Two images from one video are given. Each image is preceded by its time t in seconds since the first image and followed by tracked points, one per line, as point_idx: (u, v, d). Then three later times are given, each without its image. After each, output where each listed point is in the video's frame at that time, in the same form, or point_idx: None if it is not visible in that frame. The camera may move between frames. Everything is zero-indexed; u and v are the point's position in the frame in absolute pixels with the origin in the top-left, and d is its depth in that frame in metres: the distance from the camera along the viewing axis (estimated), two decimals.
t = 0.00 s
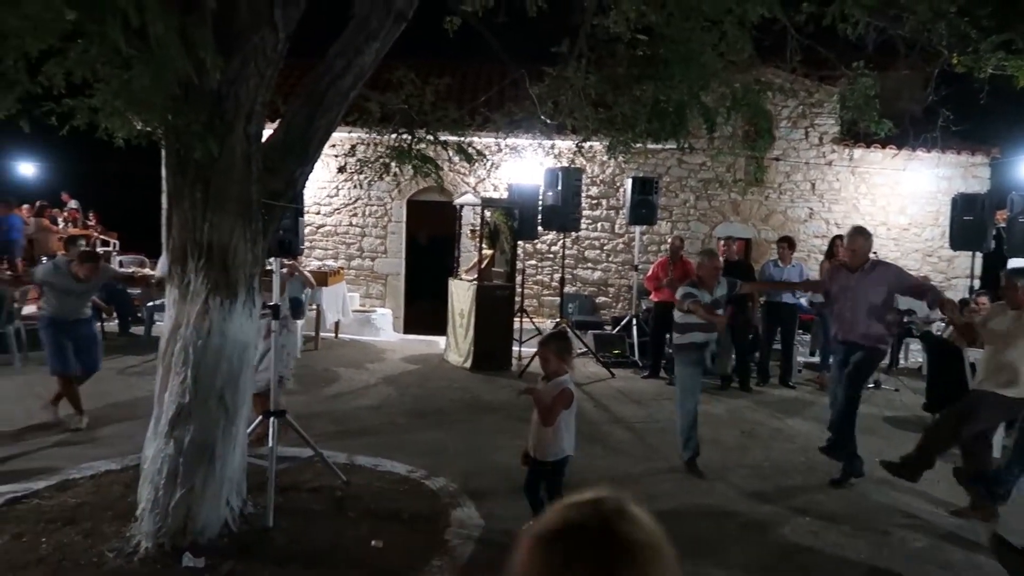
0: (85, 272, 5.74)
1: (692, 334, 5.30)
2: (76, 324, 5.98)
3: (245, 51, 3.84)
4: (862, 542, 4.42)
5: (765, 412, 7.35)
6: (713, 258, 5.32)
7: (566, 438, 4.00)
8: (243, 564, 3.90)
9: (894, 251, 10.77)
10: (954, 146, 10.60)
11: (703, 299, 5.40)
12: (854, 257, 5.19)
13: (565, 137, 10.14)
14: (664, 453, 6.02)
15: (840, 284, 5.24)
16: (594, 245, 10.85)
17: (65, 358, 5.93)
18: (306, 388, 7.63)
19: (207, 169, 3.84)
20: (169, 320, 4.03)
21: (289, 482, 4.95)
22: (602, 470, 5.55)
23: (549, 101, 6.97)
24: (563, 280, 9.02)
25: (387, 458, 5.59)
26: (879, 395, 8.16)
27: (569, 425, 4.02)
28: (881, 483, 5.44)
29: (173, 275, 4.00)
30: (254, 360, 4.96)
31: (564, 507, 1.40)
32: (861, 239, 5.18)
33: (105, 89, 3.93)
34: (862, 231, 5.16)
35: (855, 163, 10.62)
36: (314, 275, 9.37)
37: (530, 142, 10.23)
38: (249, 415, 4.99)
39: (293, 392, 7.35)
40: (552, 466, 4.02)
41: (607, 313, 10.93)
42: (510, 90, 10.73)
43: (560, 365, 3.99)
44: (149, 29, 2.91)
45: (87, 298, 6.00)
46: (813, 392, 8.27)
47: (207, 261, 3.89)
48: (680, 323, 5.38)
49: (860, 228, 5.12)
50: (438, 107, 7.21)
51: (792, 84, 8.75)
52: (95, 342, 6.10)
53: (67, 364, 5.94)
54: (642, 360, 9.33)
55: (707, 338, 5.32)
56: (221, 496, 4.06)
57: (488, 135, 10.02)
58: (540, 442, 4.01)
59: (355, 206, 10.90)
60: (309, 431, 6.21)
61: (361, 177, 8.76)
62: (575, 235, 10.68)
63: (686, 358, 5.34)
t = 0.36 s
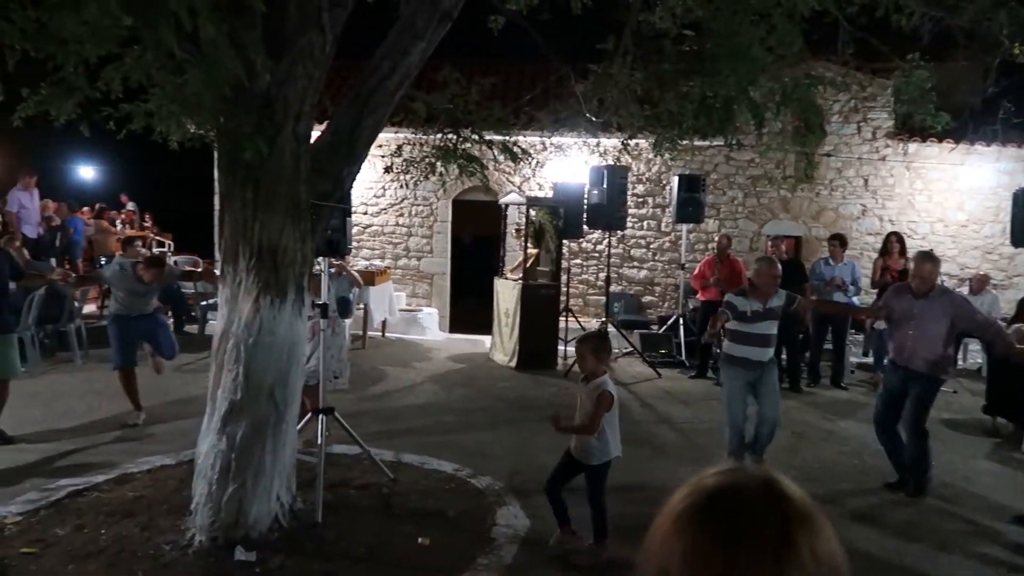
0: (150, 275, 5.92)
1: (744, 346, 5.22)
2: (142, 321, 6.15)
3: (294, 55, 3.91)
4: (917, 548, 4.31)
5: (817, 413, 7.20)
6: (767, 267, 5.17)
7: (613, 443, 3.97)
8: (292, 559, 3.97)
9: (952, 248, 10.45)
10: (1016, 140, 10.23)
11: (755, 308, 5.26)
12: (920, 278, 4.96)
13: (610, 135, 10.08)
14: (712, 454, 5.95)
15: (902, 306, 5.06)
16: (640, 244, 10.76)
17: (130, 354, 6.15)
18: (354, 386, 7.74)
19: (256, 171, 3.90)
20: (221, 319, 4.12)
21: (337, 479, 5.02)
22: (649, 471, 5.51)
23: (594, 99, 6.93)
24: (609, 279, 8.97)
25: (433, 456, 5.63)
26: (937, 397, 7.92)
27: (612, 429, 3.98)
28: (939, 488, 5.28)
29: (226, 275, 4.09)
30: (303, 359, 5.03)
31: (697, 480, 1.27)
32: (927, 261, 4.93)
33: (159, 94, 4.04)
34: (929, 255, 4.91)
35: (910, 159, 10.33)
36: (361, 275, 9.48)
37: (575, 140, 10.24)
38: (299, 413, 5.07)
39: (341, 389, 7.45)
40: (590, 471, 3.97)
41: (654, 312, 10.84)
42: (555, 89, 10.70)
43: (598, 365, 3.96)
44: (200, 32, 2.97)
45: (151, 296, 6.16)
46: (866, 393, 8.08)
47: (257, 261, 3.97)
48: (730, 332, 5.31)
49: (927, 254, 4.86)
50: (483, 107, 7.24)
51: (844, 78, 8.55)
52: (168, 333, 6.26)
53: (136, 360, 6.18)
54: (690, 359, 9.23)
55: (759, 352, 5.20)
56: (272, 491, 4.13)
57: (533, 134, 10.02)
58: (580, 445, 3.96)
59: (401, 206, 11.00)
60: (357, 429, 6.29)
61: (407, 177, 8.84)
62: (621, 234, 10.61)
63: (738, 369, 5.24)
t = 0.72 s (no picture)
0: (217, 280, 6.13)
1: (819, 354, 5.04)
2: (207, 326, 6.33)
3: (345, 64, 3.98)
4: (978, 565, 4.16)
5: (872, 424, 7.01)
6: (832, 268, 5.07)
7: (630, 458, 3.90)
8: (340, 561, 4.02)
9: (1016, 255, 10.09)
10: None
11: (822, 308, 5.09)
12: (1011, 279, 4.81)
13: (658, 141, 10.00)
14: (762, 464, 5.85)
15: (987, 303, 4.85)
16: (689, 250, 10.64)
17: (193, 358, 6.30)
18: (401, 390, 7.81)
19: (308, 177, 3.98)
20: (272, 323, 4.20)
21: (385, 482, 5.07)
22: (696, 480, 5.44)
23: (642, 105, 6.89)
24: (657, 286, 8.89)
25: (480, 461, 5.64)
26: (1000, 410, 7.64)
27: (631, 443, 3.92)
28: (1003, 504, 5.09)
29: (277, 279, 4.17)
30: (352, 362, 5.09)
31: (785, 506, 1.14)
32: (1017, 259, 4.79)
33: (216, 103, 4.15)
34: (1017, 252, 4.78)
35: (971, 163, 10.01)
36: (410, 280, 9.59)
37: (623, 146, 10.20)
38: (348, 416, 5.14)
39: (389, 394, 7.53)
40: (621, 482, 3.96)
41: (702, 320, 10.70)
42: (603, 95, 10.67)
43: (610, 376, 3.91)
44: (255, 44, 3.05)
45: (220, 303, 6.34)
46: (924, 404, 7.84)
47: (309, 266, 4.04)
48: (799, 338, 5.15)
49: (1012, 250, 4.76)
50: (530, 113, 7.25)
51: (902, 80, 8.33)
52: (230, 340, 6.42)
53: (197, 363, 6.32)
54: (740, 368, 9.08)
55: (836, 356, 5.03)
56: (321, 493, 4.19)
57: (581, 140, 10.01)
58: (601, 456, 3.91)
59: (450, 213, 11.08)
60: (405, 434, 6.35)
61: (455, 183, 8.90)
62: (669, 241, 10.51)
63: (819, 381, 5.06)
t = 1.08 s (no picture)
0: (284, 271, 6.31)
1: (890, 364, 4.91)
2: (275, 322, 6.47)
3: (402, 70, 4.03)
4: None
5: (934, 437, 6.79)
6: (902, 273, 4.92)
7: (648, 471, 3.76)
8: (392, 560, 4.07)
9: None
10: None
11: (892, 315, 4.93)
12: None
13: (713, 144, 9.87)
14: (818, 476, 5.71)
15: None
16: (744, 255, 10.47)
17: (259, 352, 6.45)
18: (452, 392, 7.87)
19: (365, 181, 4.05)
20: (328, 324, 4.27)
21: (436, 484, 5.11)
22: (750, 491, 5.34)
23: (698, 109, 6.82)
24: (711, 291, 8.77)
25: (530, 465, 5.65)
26: None
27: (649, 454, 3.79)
28: None
29: (334, 281, 4.25)
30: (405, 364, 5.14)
31: (787, 515, 1.16)
32: None
33: (276, 109, 4.26)
34: None
35: None
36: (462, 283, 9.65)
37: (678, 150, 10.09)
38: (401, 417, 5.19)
39: (441, 396, 7.59)
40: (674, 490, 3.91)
41: (757, 327, 10.52)
42: (657, 99, 10.59)
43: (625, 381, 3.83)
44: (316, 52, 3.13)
45: (288, 298, 6.48)
46: (990, 418, 7.57)
47: (364, 268, 4.10)
48: (867, 345, 5.01)
49: None
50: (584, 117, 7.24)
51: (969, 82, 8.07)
52: (293, 340, 6.52)
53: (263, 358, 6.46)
54: (795, 376, 8.90)
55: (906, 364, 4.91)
56: (374, 491, 4.25)
57: (635, 144, 9.95)
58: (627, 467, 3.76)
59: (502, 216, 11.12)
60: (456, 436, 6.39)
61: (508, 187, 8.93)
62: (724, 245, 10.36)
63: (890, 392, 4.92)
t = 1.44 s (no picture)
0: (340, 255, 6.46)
1: (953, 381, 4.73)
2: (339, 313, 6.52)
3: (457, 70, 4.07)
4: None
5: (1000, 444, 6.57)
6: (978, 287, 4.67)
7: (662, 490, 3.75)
8: (444, 558, 4.11)
9: None
10: None
11: (962, 330, 4.73)
12: None
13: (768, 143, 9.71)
14: (877, 482, 5.57)
15: None
16: (799, 256, 10.27)
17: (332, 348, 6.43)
18: (503, 392, 7.90)
19: (420, 182, 4.10)
20: (383, 323, 4.34)
21: (487, 482, 5.14)
22: (805, 495, 5.25)
23: (753, 107, 6.72)
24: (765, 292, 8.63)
25: (581, 466, 5.64)
26: None
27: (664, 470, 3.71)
28: None
29: (388, 281, 4.31)
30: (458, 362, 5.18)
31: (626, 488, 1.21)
32: None
33: (333, 111, 4.33)
34: None
35: None
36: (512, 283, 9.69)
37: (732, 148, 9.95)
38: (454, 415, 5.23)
39: (492, 395, 7.63)
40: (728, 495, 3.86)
41: (813, 329, 10.30)
42: (711, 97, 10.46)
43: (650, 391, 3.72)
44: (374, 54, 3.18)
45: (348, 292, 6.56)
46: None
47: (418, 268, 4.14)
48: (931, 360, 4.82)
49: None
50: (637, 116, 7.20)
51: None
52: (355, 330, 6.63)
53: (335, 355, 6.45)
54: (853, 379, 8.69)
55: (971, 385, 4.70)
56: (427, 488, 4.30)
57: (688, 143, 9.84)
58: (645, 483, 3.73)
59: (552, 216, 11.13)
60: (506, 434, 6.42)
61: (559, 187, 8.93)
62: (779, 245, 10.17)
63: (948, 410, 4.76)
